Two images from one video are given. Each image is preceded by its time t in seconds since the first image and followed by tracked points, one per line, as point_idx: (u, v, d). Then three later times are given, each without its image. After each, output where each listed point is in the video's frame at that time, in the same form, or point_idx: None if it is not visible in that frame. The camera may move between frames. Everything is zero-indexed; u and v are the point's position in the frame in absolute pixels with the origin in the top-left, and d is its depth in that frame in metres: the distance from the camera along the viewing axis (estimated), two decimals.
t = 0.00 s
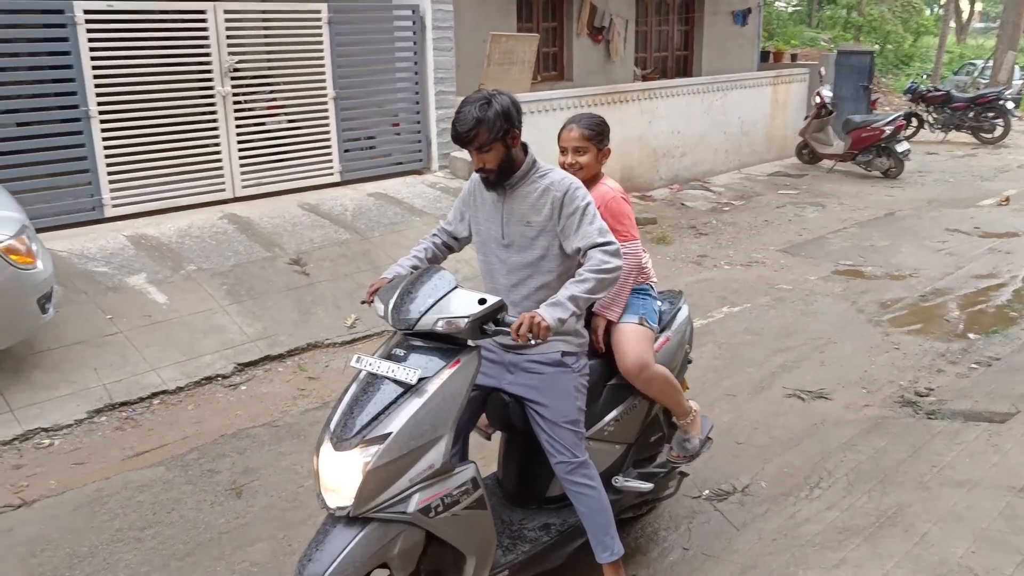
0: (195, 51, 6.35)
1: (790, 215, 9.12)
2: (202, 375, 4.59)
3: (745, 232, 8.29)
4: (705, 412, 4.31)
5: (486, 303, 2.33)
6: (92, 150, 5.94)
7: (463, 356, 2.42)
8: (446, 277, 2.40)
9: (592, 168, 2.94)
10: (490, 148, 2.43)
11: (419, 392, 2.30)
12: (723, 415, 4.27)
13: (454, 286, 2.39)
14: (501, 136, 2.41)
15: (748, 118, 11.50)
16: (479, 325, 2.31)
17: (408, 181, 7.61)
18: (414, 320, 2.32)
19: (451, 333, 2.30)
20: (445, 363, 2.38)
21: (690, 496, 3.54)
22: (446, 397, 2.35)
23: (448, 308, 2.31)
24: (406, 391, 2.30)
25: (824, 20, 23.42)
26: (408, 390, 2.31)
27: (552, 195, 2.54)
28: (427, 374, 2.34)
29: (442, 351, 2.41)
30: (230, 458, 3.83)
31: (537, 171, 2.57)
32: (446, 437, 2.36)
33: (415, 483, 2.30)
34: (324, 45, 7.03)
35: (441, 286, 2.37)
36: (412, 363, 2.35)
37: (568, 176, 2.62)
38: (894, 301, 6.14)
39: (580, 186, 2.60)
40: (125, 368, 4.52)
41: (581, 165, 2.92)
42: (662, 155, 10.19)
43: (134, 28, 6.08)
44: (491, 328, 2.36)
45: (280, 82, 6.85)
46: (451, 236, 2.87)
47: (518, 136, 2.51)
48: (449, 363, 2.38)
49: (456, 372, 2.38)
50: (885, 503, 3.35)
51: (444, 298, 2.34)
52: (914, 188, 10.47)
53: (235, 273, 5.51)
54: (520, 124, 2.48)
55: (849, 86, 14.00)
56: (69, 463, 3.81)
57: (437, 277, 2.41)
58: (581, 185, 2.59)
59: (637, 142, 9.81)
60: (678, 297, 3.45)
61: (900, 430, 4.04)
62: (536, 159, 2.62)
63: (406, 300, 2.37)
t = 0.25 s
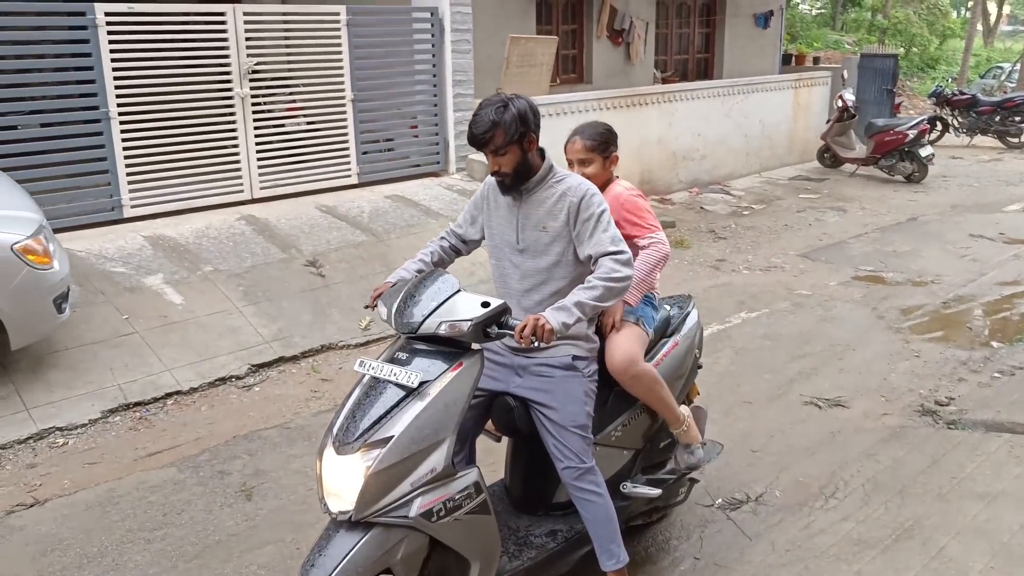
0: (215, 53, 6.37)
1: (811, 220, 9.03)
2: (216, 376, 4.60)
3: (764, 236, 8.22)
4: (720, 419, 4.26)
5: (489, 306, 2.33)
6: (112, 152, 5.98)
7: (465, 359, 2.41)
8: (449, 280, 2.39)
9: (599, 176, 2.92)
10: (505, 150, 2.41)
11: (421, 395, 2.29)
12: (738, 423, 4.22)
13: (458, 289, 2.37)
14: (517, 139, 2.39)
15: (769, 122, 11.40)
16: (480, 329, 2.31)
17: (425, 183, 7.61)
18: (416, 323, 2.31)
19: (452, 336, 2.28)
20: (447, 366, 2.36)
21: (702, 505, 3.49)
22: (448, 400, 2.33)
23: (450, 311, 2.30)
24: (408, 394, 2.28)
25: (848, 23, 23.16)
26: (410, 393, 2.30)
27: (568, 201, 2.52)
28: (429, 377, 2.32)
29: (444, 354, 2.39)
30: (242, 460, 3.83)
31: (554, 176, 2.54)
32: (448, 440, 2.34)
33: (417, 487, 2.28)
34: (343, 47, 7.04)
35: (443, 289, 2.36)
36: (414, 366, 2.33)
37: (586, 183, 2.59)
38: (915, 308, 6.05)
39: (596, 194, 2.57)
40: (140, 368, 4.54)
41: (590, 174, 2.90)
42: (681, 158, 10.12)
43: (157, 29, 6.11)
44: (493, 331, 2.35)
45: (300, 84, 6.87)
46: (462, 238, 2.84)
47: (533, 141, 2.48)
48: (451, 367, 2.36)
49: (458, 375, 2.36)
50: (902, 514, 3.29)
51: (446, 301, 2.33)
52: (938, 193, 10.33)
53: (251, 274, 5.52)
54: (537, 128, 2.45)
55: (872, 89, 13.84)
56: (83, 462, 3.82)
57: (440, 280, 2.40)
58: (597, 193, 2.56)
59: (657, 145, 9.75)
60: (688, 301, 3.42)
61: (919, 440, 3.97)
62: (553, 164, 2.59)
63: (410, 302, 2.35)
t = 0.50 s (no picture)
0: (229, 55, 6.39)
1: (827, 223, 8.95)
2: (225, 378, 4.61)
3: (778, 239, 8.15)
4: (730, 425, 4.22)
5: (487, 308, 2.32)
6: (125, 154, 6.01)
7: (466, 364, 2.39)
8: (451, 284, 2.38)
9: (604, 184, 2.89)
10: (509, 154, 2.39)
11: (422, 398, 2.27)
12: (748, 429, 4.18)
13: (456, 292, 2.37)
14: (522, 143, 2.37)
15: (786, 124, 11.31)
16: (478, 331, 2.30)
17: (437, 185, 7.61)
18: (415, 326, 2.30)
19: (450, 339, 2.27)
20: (447, 370, 2.35)
21: (710, 512, 3.45)
22: (448, 404, 2.32)
23: (447, 314, 2.29)
24: (409, 398, 2.27)
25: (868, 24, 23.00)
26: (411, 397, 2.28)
27: (569, 202, 2.50)
28: (430, 381, 2.30)
29: (445, 358, 2.38)
30: (249, 462, 3.83)
31: (555, 177, 2.53)
32: (448, 445, 2.32)
33: (416, 491, 2.26)
34: (356, 50, 7.04)
35: (445, 293, 2.35)
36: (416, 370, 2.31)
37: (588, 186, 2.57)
38: (931, 313, 5.97)
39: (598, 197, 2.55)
40: (149, 370, 4.56)
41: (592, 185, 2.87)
42: (696, 160, 10.06)
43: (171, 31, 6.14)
44: (490, 333, 2.34)
45: (314, 87, 6.88)
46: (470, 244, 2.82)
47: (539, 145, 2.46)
48: (451, 371, 2.35)
49: (459, 379, 2.35)
50: (913, 524, 3.24)
51: (446, 304, 2.32)
52: (957, 196, 10.22)
53: (262, 277, 5.53)
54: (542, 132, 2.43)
55: (890, 91, 13.71)
56: (91, 464, 3.84)
57: (442, 286, 2.39)
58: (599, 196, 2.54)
59: (671, 147, 9.70)
60: (697, 306, 3.39)
61: (932, 447, 3.91)
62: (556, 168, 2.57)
63: (410, 306, 2.35)
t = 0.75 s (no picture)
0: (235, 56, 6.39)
1: (835, 226, 8.90)
2: (228, 380, 4.61)
3: (785, 242, 8.11)
4: (734, 429, 4.19)
5: (488, 307, 2.30)
6: (131, 155, 6.02)
7: (470, 364, 2.37)
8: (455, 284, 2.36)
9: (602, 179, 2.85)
10: (511, 152, 2.36)
11: (425, 398, 2.25)
12: (752, 433, 4.15)
13: (459, 292, 2.36)
14: (524, 142, 2.34)
15: (794, 125, 11.26)
16: (479, 331, 2.28)
17: (443, 186, 7.60)
18: (417, 325, 2.29)
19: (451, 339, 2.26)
20: (451, 371, 2.33)
21: (712, 517, 3.43)
22: (452, 404, 2.30)
23: (449, 313, 2.27)
24: (412, 398, 2.25)
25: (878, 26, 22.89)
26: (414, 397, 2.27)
27: (568, 201, 2.48)
28: (433, 382, 2.29)
29: (449, 358, 2.36)
30: (250, 464, 3.82)
31: (554, 177, 2.51)
32: (451, 445, 2.30)
33: (419, 491, 2.24)
34: (362, 52, 7.04)
35: (449, 294, 2.34)
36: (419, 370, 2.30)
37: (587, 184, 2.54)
38: (940, 317, 5.92)
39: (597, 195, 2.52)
40: (152, 371, 4.56)
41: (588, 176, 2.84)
42: (703, 162, 10.02)
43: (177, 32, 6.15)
44: (491, 333, 2.32)
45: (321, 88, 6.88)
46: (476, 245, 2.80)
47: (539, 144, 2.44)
48: (455, 372, 2.33)
49: (463, 380, 2.33)
50: (917, 530, 3.21)
51: (449, 303, 2.31)
52: (967, 199, 10.14)
53: (266, 278, 5.53)
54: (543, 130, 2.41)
55: (901, 93, 13.63)
56: (93, 464, 3.84)
57: (446, 286, 2.38)
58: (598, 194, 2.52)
59: (679, 149, 9.66)
60: (702, 307, 3.36)
61: (938, 453, 3.87)
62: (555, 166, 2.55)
63: (414, 306, 2.34)
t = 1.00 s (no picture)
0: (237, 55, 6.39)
1: (838, 226, 8.87)
2: (229, 380, 4.60)
3: (789, 243, 8.08)
4: (735, 431, 4.17)
5: (492, 308, 2.29)
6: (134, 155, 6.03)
7: (476, 364, 2.37)
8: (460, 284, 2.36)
9: (608, 181, 2.83)
10: (534, 158, 2.38)
11: (430, 399, 2.25)
12: (753, 435, 4.13)
13: (464, 292, 2.36)
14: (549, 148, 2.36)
15: (799, 125, 11.23)
16: (484, 331, 2.27)
17: (446, 186, 7.59)
18: (424, 326, 2.28)
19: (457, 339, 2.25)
20: (457, 371, 2.32)
21: (713, 519, 3.42)
22: (458, 404, 2.29)
23: (454, 314, 2.27)
24: (418, 398, 2.25)
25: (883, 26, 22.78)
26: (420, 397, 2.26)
27: (568, 200, 2.48)
28: (439, 382, 2.28)
29: (455, 358, 2.36)
30: (250, 464, 3.82)
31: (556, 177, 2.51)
32: (456, 445, 2.29)
33: (425, 490, 2.24)
34: (365, 51, 7.04)
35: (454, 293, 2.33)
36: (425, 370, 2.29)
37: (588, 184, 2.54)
38: (943, 318, 5.90)
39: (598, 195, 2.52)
40: (154, 371, 4.56)
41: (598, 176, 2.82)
42: (707, 162, 10.00)
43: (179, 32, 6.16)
44: (495, 334, 2.30)
45: (324, 88, 6.88)
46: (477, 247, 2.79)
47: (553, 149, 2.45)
48: (461, 372, 2.32)
49: (468, 381, 2.32)
50: (919, 533, 3.19)
51: (456, 304, 2.30)
52: (971, 200, 10.11)
53: (268, 278, 5.53)
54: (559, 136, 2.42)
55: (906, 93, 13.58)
56: (94, 464, 3.84)
57: (452, 286, 2.37)
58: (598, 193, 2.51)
59: (682, 149, 9.64)
60: (708, 307, 3.35)
61: (940, 455, 3.85)
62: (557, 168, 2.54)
63: (420, 306, 2.33)
